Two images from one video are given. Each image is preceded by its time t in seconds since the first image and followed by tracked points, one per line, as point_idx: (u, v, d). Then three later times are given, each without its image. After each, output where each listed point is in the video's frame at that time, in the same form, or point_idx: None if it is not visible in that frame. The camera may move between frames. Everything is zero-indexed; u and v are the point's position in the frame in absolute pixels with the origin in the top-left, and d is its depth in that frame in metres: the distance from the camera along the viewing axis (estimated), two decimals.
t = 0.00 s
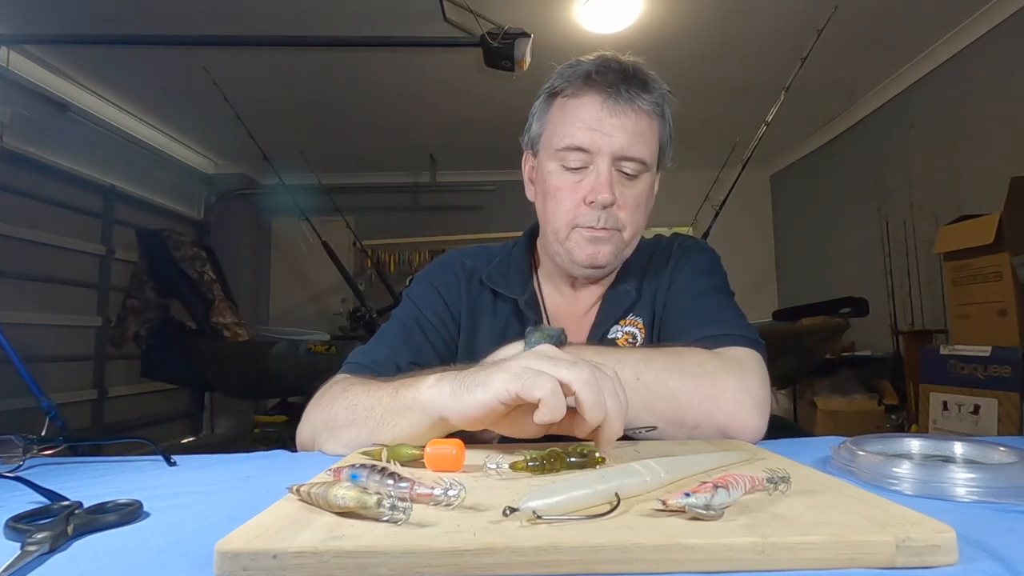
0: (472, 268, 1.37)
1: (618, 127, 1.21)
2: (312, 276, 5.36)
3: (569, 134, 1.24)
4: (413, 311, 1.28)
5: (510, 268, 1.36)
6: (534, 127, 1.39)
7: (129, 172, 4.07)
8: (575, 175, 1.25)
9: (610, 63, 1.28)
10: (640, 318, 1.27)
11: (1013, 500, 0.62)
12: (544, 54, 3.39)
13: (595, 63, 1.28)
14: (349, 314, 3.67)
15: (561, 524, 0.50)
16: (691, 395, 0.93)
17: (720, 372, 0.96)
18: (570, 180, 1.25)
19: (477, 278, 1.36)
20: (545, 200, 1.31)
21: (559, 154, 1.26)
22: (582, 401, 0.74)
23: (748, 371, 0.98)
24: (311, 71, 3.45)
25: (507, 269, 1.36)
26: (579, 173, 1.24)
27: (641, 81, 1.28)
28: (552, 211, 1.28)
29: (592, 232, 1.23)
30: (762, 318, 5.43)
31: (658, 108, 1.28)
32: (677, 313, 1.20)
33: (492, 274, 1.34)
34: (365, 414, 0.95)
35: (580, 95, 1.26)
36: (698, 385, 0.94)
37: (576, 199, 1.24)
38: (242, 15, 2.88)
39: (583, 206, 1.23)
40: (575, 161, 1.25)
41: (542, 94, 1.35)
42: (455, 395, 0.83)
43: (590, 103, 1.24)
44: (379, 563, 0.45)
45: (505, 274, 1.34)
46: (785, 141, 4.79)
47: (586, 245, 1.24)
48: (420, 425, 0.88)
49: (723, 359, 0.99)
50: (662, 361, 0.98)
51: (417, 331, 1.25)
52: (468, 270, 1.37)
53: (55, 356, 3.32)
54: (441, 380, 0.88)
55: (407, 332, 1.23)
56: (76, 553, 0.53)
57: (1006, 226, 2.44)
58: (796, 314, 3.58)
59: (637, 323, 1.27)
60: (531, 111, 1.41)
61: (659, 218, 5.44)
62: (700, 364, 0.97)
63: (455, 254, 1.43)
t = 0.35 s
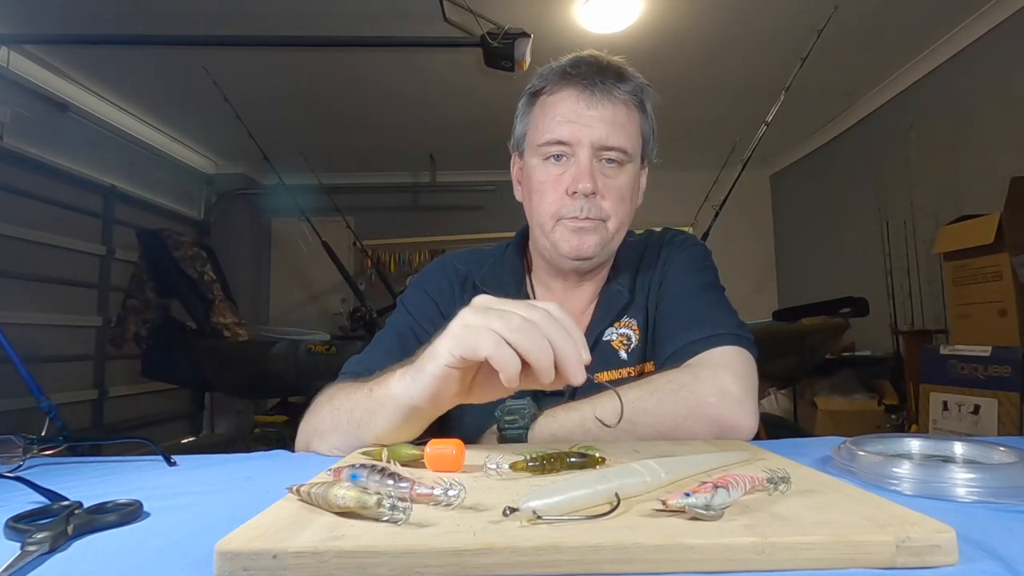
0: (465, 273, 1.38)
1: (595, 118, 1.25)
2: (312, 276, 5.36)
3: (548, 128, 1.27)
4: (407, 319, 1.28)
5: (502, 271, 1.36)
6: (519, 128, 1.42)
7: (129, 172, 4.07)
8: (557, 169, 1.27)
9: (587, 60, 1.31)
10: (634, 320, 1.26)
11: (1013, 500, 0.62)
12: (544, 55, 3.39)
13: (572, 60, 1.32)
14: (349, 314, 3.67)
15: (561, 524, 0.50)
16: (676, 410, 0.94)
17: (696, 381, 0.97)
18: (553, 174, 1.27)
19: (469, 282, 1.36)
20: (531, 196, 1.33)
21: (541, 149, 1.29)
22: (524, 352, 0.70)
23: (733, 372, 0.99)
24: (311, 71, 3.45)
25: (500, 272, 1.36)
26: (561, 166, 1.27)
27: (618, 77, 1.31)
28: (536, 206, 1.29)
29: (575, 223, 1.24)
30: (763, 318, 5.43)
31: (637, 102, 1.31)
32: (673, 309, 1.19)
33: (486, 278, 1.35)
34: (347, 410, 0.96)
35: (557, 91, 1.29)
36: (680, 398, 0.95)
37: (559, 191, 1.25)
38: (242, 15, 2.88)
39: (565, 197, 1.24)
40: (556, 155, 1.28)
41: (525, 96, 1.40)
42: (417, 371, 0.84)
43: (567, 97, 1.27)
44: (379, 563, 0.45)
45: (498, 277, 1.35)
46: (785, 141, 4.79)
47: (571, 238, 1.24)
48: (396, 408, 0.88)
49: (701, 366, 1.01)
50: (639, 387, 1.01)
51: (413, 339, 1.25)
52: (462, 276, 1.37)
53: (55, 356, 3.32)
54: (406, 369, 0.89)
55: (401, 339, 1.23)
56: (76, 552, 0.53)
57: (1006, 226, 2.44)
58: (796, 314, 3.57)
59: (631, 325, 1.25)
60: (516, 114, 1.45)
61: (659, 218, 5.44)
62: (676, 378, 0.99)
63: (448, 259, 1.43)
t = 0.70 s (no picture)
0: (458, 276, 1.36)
1: (569, 113, 1.28)
2: (312, 276, 5.36)
3: (527, 125, 1.29)
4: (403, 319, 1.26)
5: (493, 275, 1.35)
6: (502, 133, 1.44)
7: (129, 172, 4.07)
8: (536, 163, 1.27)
9: (561, 61, 1.36)
10: (627, 321, 1.25)
11: (1013, 500, 0.62)
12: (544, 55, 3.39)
13: (547, 63, 1.36)
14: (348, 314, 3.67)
15: (561, 525, 0.50)
16: (675, 411, 0.93)
17: (697, 383, 0.97)
18: (533, 170, 1.27)
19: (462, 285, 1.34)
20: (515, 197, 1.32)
21: (520, 148, 1.30)
22: (422, 247, 0.73)
23: (734, 374, 0.98)
24: (311, 71, 3.45)
25: (491, 275, 1.35)
26: (540, 160, 1.27)
27: (591, 77, 1.35)
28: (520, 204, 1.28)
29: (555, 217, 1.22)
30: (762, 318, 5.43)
31: (611, 100, 1.35)
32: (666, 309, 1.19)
33: (477, 281, 1.33)
34: (330, 404, 0.98)
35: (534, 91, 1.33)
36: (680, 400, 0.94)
37: (539, 186, 1.25)
38: (241, 15, 2.89)
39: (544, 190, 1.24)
40: (535, 152, 1.28)
41: (507, 104, 1.43)
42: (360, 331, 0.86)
43: (543, 95, 1.31)
44: (379, 563, 0.45)
45: (490, 280, 1.33)
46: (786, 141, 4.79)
47: (552, 234, 1.21)
48: (364, 373, 0.91)
49: (700, 367, 1.01)
50: (640, 388, 1.01)
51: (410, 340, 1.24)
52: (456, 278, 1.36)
53: (55, 356, 3.32)
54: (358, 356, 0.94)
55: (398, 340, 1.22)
56: (76, 552, 0.53)
57: (1006, 226, 2.43)
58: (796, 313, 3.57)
59: (624, 325, 1.25)
60: (500, 123, 1.47)
61: (659, 218, 5.44)
62: (677, 379, 0.99)
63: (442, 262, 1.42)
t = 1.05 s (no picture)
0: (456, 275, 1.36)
1: (562, 106, 1.29)
2: (313, 276, 5.37)
3: (522, 119, 1.31)
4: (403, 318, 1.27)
5: (490, 273, 1.35)
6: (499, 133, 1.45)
7: (129, 172, 4.08)
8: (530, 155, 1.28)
9: (555, 60, 1.38)
10: (623, 320, 1.26)
11: (1013, 500, 0.62)
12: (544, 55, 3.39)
13: (542, 62, 1.39)
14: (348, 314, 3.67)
15: (561, 525, 0.50)
16: (674, 411, 0.93)
17: (696, 383, 0.96)
18: (528, 162, 1.28)
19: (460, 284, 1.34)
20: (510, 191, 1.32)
21: (516, 142, 1.31)
22: (393, 237, 0.73)
23: (734, 374, 0.98)
24: (311, 72, 3.45)
25: (488, 273, 1.35)
26: (534, 152, 1.27)
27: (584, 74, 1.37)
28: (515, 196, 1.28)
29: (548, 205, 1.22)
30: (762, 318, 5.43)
31: (604, 96, 1.37)
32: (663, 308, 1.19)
33: (474, 279, 1.33)
34: (319, 403, 0.99)
35: (529, 88, 1.35)
36: (679, 400, 0.94)
37: (533, 176, 1.25)
38: (241, 15, 2.89)
39: (538, 179, 1.24)
40: (529, 144, 1.29)
41: (504, 105, 1.45)
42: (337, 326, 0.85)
43: (538, 90, 1.33)
44: (380, 563, 0.45)
45: (487, 278, 1.33)
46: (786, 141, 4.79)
47: (544, 221, 1.21)
48: (346, 373, 0.90)
49: (699, 367, 1.01)
50: (639, 388, 1.01)
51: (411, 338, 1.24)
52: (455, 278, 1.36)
53: (56, 356, 3.32)
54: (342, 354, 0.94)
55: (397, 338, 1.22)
56: (76, 552, 0.53)
57: (1006, 226, 2.43)
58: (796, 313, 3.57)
59: (620, 324, 1.25)
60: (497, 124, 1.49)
61: (659, 218, 5.45)
62: (676, 379, 0.99)
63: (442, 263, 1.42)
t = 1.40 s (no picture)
0: (460, 268, 1.35)
1: (580, 103, 1.31)
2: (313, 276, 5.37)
3: (540, 113, 1.32)
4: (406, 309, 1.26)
5: (495, 266, 1.34)
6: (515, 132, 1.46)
7: (129, 172, 4.08)
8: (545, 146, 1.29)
9: (575, 64, 1.41)
10: (624, 316, 1.25)
11: (1012, 500, 0.62)
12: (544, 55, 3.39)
13: (561, 64, 1.41)
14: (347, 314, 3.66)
15: (561, 525, 0.50)
16: (673, 410, 0.93)
17: (696, 381, 0.96)
18: (542, 152, 1.28)
19: (466, 277, 1.33)
20: (522, 182, 1.32)
21: (531, 134, 1.32)
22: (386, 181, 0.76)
23: (734, 373, 0.98)
24: (311, 71, 3.45)
25: (495, 266, 1.34)
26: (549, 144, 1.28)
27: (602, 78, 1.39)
28: (527, 185, 1.28)
29: (560, 193, 1.21)
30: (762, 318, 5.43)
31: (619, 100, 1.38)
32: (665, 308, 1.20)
33: (480, 271, 1.32)
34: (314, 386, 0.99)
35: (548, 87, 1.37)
36: (679, 400, 0.94)
37: (545, 165, 1.25)
38: (241, 15, 2.89)
39: (552, 168, 1.23)
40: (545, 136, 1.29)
41: (521, 106, 1.47)
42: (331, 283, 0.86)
43: (557, 88, 1.34)
44: (379, 564, 0.45)
45: (493, 271, 1.32)
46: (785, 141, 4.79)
47: (555, 208, 1.21)
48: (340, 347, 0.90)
49: (700, 365, 1.01)
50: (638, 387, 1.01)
51: (415, 329, 1.23)
52: (459, 271, 1.35)
53: (55, 356, 3.32)
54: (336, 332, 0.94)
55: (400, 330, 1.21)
56: (76, 553, 0.53)
57: (1006, 226, 2.44)
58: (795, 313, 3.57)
59: (621, 320, 1.25)
60: (512, 125, 1.50)
61: (659, 218, 5.45)
62: (675, 378, 0.99)
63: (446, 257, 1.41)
